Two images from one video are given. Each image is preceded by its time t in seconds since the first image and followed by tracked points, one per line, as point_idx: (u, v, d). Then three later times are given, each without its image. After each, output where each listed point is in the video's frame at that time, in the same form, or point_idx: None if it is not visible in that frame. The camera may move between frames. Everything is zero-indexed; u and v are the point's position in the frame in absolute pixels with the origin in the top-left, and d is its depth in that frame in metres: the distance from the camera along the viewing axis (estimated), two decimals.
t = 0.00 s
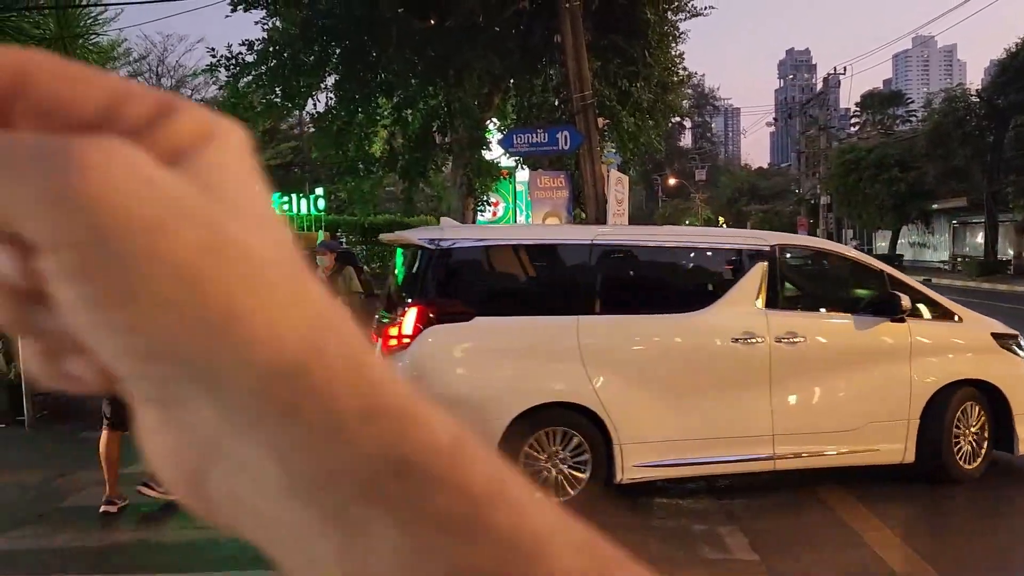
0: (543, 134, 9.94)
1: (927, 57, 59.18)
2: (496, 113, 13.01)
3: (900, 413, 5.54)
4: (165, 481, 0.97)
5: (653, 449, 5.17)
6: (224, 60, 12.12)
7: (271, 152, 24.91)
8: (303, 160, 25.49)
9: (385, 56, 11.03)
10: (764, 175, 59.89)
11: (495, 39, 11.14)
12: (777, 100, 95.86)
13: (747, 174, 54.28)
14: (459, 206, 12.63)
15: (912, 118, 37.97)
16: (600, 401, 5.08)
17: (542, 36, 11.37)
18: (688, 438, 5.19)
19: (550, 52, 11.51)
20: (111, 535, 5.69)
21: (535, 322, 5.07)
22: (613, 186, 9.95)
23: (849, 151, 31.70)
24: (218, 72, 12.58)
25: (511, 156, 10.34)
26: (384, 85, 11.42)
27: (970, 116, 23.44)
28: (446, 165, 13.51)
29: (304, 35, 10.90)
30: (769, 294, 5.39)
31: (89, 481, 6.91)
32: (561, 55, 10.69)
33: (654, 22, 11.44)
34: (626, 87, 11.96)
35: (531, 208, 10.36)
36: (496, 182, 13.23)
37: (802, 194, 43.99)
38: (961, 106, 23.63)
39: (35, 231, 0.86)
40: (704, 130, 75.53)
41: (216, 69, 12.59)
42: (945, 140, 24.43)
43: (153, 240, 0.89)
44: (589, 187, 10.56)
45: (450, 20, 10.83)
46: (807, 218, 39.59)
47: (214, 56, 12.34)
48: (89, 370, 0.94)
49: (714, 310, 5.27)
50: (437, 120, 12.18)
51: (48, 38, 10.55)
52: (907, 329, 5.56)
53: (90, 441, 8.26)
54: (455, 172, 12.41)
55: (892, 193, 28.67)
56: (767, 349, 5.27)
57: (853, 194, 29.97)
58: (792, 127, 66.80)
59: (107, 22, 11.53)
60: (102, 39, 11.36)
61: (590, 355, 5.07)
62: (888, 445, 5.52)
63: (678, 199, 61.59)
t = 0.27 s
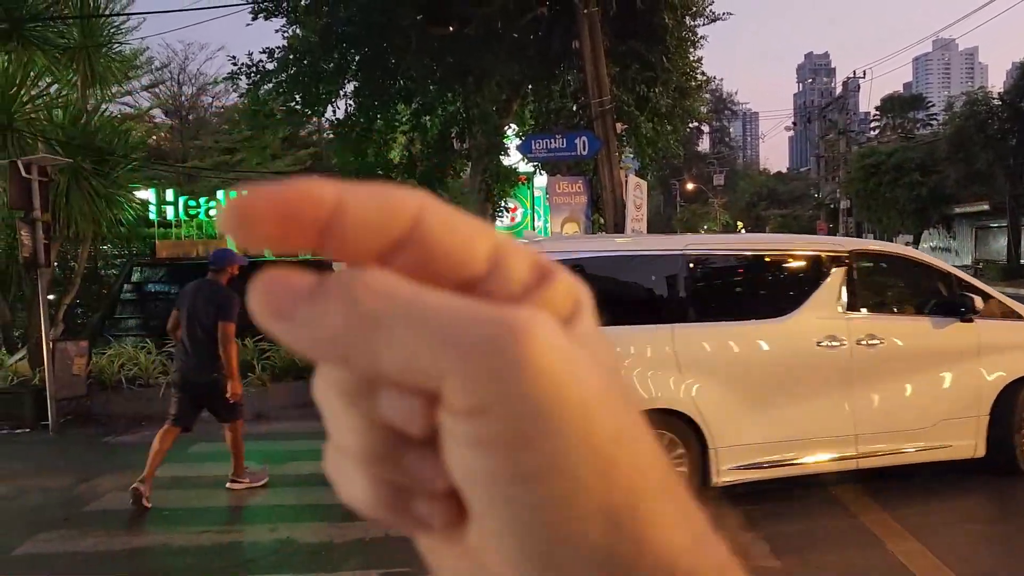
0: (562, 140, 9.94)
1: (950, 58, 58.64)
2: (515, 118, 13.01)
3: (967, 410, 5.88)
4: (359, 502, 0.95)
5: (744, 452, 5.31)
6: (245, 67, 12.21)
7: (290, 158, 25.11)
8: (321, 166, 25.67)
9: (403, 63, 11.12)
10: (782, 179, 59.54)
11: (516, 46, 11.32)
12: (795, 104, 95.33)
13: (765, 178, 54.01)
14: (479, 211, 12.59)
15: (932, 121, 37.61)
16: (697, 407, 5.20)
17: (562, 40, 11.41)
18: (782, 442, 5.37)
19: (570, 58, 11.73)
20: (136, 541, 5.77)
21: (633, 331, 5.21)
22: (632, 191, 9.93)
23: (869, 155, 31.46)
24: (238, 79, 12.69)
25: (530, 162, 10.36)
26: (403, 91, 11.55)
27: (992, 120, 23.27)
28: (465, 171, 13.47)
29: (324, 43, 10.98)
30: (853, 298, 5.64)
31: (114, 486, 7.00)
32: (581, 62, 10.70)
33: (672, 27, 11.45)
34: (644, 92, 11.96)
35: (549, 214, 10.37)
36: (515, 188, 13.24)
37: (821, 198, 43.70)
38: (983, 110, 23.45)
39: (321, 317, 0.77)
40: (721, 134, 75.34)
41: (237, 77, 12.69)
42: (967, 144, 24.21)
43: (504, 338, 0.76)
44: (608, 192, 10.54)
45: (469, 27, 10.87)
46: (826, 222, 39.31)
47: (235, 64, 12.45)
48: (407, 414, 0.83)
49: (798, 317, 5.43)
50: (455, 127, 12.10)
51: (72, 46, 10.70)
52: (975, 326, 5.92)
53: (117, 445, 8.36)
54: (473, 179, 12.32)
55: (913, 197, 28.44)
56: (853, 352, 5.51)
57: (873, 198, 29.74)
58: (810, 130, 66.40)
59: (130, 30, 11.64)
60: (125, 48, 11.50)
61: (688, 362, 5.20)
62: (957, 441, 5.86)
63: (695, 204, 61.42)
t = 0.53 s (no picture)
0: (591, 142, 9.95)
1: (984, 55, 57.63)
2: (543, 121, 13.04)
3: None
4: None
5: (847, 446, 5.70)
6: (276, 73, 12.36)
7: (320, 162, 25.35)
8: (351, 170, 25.89)
9: (432, 68, 11.19)
10: (813, 180, 58.89)
11: (543, 49, 11.16)
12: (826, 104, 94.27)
13: (796, 179, 53.44)
14: (508, 215, 12.54)
15: (966, 120, 36.99)
16: (806, 404, 5.57)
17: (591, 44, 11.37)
18: (884, 436, 5.79)
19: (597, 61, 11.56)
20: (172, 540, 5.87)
21: (749, 332, 5.50)
22: (661, 193, 9.85)
23: (903, 154, 31.01)
24: (269, 85, 12.87)
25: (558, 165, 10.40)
26: (432, 95, 11.66)
27: None
28: (493, 176, 13.40)
29: (354, 48, 11.14)
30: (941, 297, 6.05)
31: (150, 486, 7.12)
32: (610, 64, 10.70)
33: (701, 28, 11.40)
34: (673, 93, 11.92)
35: (577, 216, 10.36)
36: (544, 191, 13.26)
37: (853, 198, 43.15)
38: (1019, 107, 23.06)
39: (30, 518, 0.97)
40: (750, 135, 74.74)
41: (268, 82, 12.84)
42: (1004, 143, 23.78)
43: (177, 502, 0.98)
44: (636, 194, 10.51)
45: (498, 31, 10.93)
46: (858, 223, 38.81)
47: (267, 71, 12.62)
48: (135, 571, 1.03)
49: (894, 317, 5.85)
50: (484, 130, 12.18)
51: (109, 54, 10.95)
52: None
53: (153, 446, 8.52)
54: (503, 183, 12.20)
55: (948, 197, 27.99)
56: (944, 350, 5.94)
57: (906, 198, 29.34)
58: (841, 130, 65.64)
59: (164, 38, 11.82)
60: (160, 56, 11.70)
61: (800, 362, 5.56)
62: None
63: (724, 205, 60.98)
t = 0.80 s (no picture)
0: (616, 140, 9.93)
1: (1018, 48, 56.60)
2: (568, 120, 13.01)
3: None
4: None
5: (960, 436, 5.66)
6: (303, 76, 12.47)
7: (346, 164, 25.54)
8: (377, 170, 26.05)
9: (456, 68, 11.19)
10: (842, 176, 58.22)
11: (568, 48, 11.10)
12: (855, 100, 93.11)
13: (824, 176, 52.87)
14: (534, 215, 12.44)
15: (999, 114, 36.35)
16: (927, 395, 5.47)
17: (617, 43, 11.29)
18: (987, 424, 5.80)
19: (623, 58, 11.41)
20: (202, 539, 5.93)
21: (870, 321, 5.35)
22: (687, 190, 9.95)
23: (934, 150, 30.55)
24: (296, 87, 12.97)
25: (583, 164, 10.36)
26: (457, 96, 11.67)
27: None
28: (518, 174, 13.31)
29: (379, 50, 11.24)
30: None
31: (179, 485, 7.20)
32: (635, 63, 10.62)
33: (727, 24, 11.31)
34: (699, 91, 11.85)
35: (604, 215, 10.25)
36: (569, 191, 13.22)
37: (883, 195, 42.57)
38: None
39: None
40: (777, 131, 74.04)
41: (295, 85, 12.94)
42: None
43: None
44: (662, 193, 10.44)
45: (522, 31, 10.89)
46: (888, 219, 38.34)
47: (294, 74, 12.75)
48: None
49: (995, 307, 5.83)
50: (508, 130, 12.28)
51: (140, 60, 11.18)
52: None
53: (183, 445, 8.62)
54: (528, 182, 12.17)
55: (980, 193, 27.57)
56: None
57: (937, 194, 28.90)
58: (871, 126, 64.83)
59: (193, 42, 11.94)
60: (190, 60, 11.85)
61: (922, 351, 5.45)
62: None
63: (751, 203, 60.49)
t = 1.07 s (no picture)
0: (629, 140, 9.93)
1: None
2: (580, 120, 12.99)
3: None
4: None
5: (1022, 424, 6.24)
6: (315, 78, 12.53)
7: (359, 166, 25.64)
8: (389, 171, 26.12)
9: (468, 70, 11.22)
10: (855, 174, 57.95)
11: (580, 47, 11.03)
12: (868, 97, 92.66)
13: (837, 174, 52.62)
14: (547, 215, 12.43)
15: (1014, 110, 36.06)
16: (993, 378, 6.09)
17: (628, 42, 11.26)
18: None
19: (634, 56, 11.38)
20: (219, 540, 5.94)
21: (946, 316, 5.88)
22: (701, 190, 9.86)
23: (948, 147, 30.38)
24: (308, 90, 13.00)
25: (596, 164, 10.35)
26: (470, 97, 11.68)
27: None
28: (531, 174, 13.34)
29: (390, 52, 11.25)
30: None
31: (196, 487, 7.23)
32: (646, 62, 10.60)
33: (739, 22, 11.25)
34: (712, 90, 11.81)
35: (617, 215, 10.18)
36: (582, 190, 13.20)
37: (897, 193, 42.35)
38: None
39: None
40: (790, 130, 73.73)
41: (307, 87, 13.00)
42: None
43: None
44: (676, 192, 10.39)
45: (534, 31, 10.88)
46: (902, 217, 38.13)
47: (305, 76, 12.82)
48: None
49: None
50: (521, 130, 12.29)
51: (153, 63, 11.32)
52: None
53: (199, 447, 8.66)
54: (540, 183, 12.17)
55: (996, 190, 27.40)
56: None
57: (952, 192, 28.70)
58: (884, 123, 64.49)
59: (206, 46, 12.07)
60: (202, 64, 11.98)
61: (991, 347, 6.10)
62: None
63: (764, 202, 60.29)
